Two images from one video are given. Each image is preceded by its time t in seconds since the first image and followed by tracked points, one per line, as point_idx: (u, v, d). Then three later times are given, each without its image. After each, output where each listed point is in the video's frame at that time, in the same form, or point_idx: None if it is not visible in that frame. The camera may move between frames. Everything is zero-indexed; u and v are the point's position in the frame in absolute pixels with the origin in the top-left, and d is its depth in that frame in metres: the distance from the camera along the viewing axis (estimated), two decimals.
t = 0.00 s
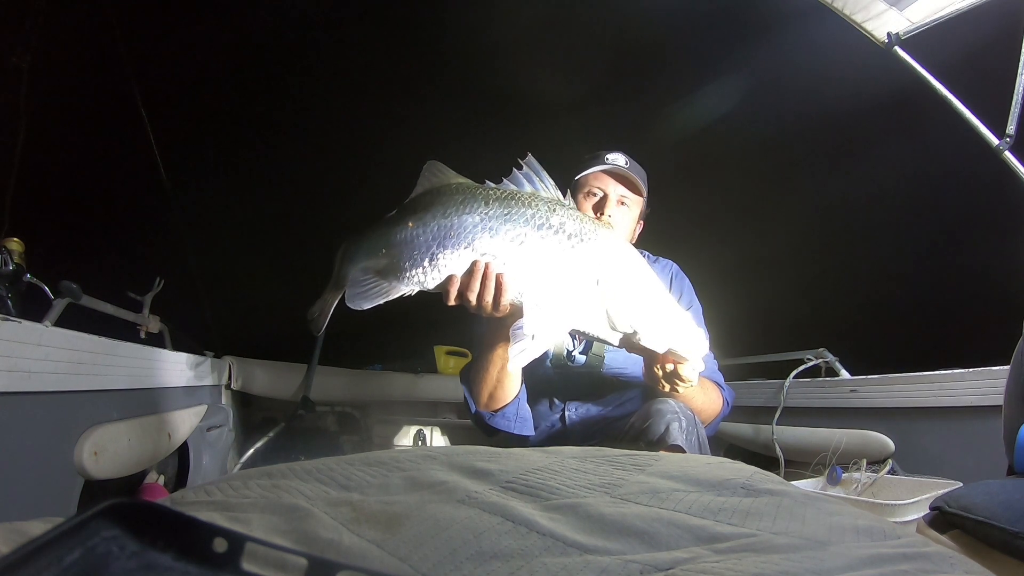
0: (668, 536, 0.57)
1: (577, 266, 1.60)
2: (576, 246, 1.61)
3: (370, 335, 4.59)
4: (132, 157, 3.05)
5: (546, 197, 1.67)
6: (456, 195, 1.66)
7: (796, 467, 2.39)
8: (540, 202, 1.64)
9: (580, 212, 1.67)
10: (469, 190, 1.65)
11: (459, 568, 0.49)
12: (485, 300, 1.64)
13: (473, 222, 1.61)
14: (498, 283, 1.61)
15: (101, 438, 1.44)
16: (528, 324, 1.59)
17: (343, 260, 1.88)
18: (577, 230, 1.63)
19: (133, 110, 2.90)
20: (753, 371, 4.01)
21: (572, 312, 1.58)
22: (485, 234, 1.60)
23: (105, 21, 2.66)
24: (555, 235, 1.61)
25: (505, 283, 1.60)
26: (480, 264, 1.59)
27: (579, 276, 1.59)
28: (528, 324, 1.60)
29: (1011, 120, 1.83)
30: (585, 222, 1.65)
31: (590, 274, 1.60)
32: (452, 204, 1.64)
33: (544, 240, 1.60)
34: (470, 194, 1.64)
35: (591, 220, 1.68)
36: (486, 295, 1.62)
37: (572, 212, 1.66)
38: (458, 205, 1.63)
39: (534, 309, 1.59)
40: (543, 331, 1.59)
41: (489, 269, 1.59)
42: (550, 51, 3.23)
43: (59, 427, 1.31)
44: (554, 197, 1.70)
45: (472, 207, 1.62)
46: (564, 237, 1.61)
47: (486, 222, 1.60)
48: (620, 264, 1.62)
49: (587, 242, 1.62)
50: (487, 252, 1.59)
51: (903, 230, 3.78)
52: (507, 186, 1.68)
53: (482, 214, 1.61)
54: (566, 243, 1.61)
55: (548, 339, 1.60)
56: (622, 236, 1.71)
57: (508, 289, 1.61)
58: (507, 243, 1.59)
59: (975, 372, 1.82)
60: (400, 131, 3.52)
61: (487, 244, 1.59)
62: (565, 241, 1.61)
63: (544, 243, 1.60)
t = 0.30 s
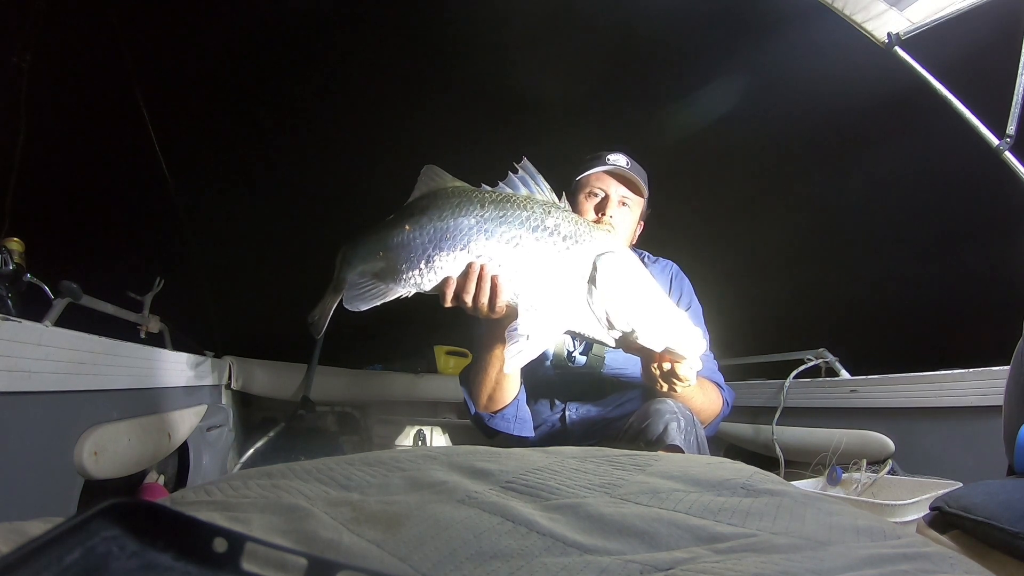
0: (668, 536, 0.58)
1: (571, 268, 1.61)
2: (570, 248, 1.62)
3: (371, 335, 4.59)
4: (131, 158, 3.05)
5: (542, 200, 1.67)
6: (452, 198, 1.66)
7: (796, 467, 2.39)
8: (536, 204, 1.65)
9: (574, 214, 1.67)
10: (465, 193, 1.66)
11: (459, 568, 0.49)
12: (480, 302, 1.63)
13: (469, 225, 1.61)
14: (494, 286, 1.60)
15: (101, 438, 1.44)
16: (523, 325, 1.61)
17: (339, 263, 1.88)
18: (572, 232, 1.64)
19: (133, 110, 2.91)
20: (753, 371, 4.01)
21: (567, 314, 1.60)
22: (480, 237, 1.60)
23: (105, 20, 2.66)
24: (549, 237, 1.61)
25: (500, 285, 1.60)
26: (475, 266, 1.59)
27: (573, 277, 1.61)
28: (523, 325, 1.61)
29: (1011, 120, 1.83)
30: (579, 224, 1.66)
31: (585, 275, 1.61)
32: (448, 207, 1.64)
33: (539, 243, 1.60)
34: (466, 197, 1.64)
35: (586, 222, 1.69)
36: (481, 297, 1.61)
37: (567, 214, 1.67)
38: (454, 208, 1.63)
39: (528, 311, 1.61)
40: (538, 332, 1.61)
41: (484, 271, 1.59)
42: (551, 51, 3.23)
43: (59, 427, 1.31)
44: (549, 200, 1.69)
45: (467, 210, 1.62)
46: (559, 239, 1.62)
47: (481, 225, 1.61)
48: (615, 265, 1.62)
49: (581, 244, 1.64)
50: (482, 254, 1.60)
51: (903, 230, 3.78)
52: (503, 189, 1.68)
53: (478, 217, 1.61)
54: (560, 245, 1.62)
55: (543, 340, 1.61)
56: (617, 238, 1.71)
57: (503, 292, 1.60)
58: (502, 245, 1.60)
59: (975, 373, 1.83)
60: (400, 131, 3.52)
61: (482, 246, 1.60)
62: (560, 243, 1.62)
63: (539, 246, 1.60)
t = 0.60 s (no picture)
0: (668, 536, 0.57)
1: (569, 268, 1.62)
2: (569, 247, 1.62)
3: (371, 334, 4.59)
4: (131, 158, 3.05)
5: (542, 200, 1.67)
6: (451, 197, 1.66)
7: (796, 467, 2.39)
8: (535, 203, 1.65)
9: (574, 214, 1.68)
10: (464, 192, 1.66)
11: (459, 568, 0.49)
12: (479, 301, 1.63)
13: (468, 223, 1.61)
14: (492, 285, 1.61)
15: (101, 438, 1.44)
16: (521, 324, 1.62)
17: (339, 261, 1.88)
18: (570, 232, 1.64)
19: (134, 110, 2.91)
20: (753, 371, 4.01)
21: (565, 314, 1.61)
22: (479, 236, 1.60)
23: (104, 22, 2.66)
24: (548, 236, 1.61)
25: (499, 284, 1.60)
26: (474, 265, 1.59)
27: (571, 278, 1.61)
28: (521, 324, 1.62)
29: (1011, 120, 1.83)
30: (579, 224, 1.66)
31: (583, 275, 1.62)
32: (447, 206, 1.64)
33: (537, 242, 1.60)
34: (465, 196, 1.64)
35: (584, 223, 1.69)
36: (480, 295, 1.62)
37: (567, 214, 1.67)
38: (453, 207, 1.63)
39: (526, 311, 1.61)
40: (535, 330, 1.62)
41: (482, 270, 1.59)
42: (551, 51, 3.23)
43: (59, 427, 1.31)
44: (549, 200, 1.70)
45: (466, 209, 1.62)
46: (558, 238, 1.62)
47: (480, 224, 1.61)
48: (614, 264, 1.62)
49: (581, 244, 1.64)
50: (481, 253, 1.60)
51: (903, 230, 3.78)
52: (502, 189, 1.68)
53: (477, 216, 1.61)
54: (560, 245, 1.62)
55: (540, 339, 1.62)
56: (617, 237, 1.72)
57: (501, 290, 1.61)
58: (501, 244, 1.60)
59: (975, 373, 1.83)
60: (400, 131, 3.52)
61: (481, 245, 1.60)
62: (558, 243, 1.62)
63: (538, 245, 1.60)
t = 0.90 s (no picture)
0: (668, 536, 0.57)
1: (570, 267, 1.62)
2: (569, 246, 1.63)
3: (371, 334, 4.59)
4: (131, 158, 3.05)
5: (542, 200, 1.67)
6: (453, 195, 1.66)
7: (796, 467, 2.39)
8: (536, 203, 1.65)
9: (575, 214, 1.68)
10: (466, 190, 1.66)
11: (459, 568, 0.49)
12: (479, 299, 1.63)
13: (469, 222, 1.61)
14: (492, 283, 1.61)
15: (101, 438, 1.44)
16: (521, 322, 1.61)
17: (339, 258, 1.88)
18: (571, 231, 1.64)
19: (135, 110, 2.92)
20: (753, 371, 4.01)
21: (566, 313, 1.62)
22: (480, 234, 1.60)
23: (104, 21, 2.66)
24: (549, 236, 1.61)
25: (499, 282, 1.60)
26: (474, 263, 1.59)
27: (572, 277, 1.62)
28: (521, 322, 1.62)
29: (1011, 120, 1.83)
30: (580, 223, 1.66)
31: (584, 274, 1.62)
32: (449, 204, 1.64)
33: (538, 241, 1.61)
34: (467, 195, 1.64)
35: (585, 222, 1.69)
36: (480, 293, 1.61)
37: (568, 213, 1.68)
38: (454, 205, 1.63)
39: (526, 309, 1.61)
40: (535, 329, 1.61)
41: (482, 268, 1.60)
42: (551, 51, 3.22)
43: (59, 427, 1.31)
44: (550, 200, 1.70)
45: (468, 207, 1.62)
46: (559, 238, 1.62)
47: (481, 222, 1.61)
48: (616, 263, 1.63)
49: (582, 244, 1.64)
50: (482, 251, 1.60)
51: (903, 230, 3.78)
52: (503, 188, 1.68)
53: (478, 214, 1.61)
54: (561, 244, 1.62)
55: (539, 338, 1.62)
56: (617, 237, 1.72)
57: (501, 288, 1.61)
58: (502, 243, 1.60)
59: (975, 373, 1.83)
60: (400, 130, 3.52)
61: (482, 243, 1.60)
62: (559, 242, 1.62)
63: (538, 244, 1.60)
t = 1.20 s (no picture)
0: (668, 536, 0.57)
1: (569, 268, 1.62)
2: (569, 247, 1.63)
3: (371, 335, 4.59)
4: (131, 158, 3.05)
5: (541, 200, 1.67)
6: (451, 196, 1.66)
7: (796, 467, 2.39)
8: (535, 203, 1.65)
9: (574, 214, 1.68)
10: (464, 191, 1.66)
11: (459, 568, 0.49)
12: (478, 301, 1.63)
13: (468, 222, 1.61)
14: (490, 284, 1.61)
15: (101, 438, 1.44)
16: (519, 323, 1.60)
17: (338, 259, 1.88)
18: (570, 232, 1.64)
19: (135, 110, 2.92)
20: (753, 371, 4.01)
21: (565, 314, 1.61)
22: (479, 235, 1.60)
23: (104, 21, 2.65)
24: (548, 236, 1.61)
25: (497, 284, 1.60)
26: (473, 264, 1.59)
27: (571, 278, 1.61)
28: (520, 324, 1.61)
29: (1010, 120, 1.83)
30: (579, 224, 1.66)
31: (583, 275, 1.62)
32: (447, 205, 1.64)
33: (537, 242, 1.61)
34: (465, 195, 1.64)
35: (585, 223, 1.69)
36: (478, 295, 1.61)
37: (567, 214, 1.67)
38: (453, 206, 1.63)
39: (526, 311, 1.60)
40: (535, 330, 1.61)
41: (481, 269, 1.60)
42: (551, 51, 3.22)
43: (59, 427, 1.31)
44: (549, 199, 1.70)
45: (466, 208, 1.62)
46: (558, 238, 1.62)
47: (479, 223, 1.61)
48: (615, 265, 1.63)
49: (581, 244, 1.64)
50: (480, 252, 1.60)
51: (903, 230, 3.78)
52: (502, 189, 1.68)
53: (477, 215, 1.61)
54: (560, 245, 1.62)
55: (539, 339, 1.61)
56: (617, 238, 1.71)
57: (500, 290, 1.60)
58: (501, 243, 1.60)
59: (974, 373, 1.83)
60: (400, 130, 3.52)
61: (481, 244, 1.60)
62: (558, 243, 1.62)
63: (537, 245, 1.60)
